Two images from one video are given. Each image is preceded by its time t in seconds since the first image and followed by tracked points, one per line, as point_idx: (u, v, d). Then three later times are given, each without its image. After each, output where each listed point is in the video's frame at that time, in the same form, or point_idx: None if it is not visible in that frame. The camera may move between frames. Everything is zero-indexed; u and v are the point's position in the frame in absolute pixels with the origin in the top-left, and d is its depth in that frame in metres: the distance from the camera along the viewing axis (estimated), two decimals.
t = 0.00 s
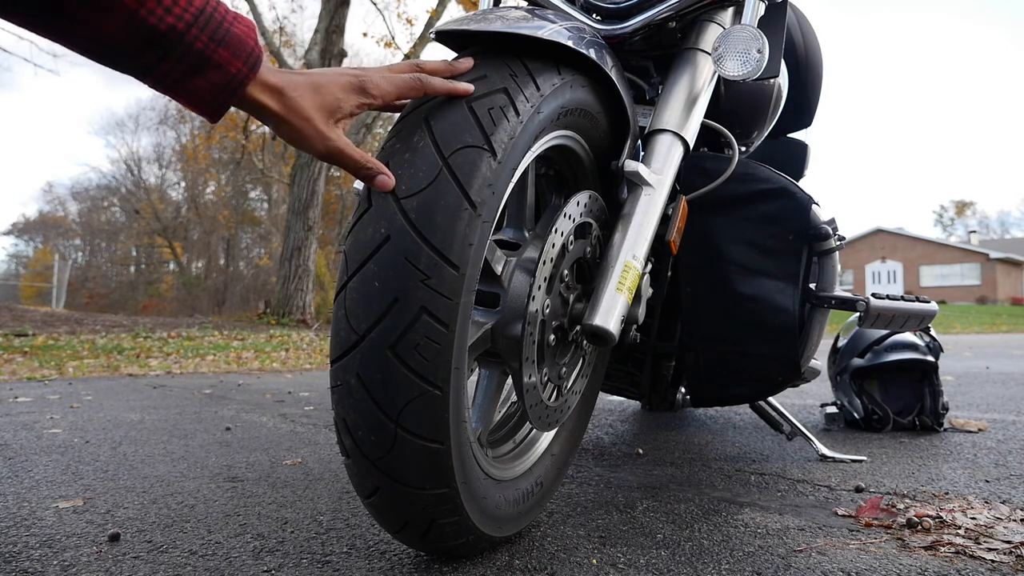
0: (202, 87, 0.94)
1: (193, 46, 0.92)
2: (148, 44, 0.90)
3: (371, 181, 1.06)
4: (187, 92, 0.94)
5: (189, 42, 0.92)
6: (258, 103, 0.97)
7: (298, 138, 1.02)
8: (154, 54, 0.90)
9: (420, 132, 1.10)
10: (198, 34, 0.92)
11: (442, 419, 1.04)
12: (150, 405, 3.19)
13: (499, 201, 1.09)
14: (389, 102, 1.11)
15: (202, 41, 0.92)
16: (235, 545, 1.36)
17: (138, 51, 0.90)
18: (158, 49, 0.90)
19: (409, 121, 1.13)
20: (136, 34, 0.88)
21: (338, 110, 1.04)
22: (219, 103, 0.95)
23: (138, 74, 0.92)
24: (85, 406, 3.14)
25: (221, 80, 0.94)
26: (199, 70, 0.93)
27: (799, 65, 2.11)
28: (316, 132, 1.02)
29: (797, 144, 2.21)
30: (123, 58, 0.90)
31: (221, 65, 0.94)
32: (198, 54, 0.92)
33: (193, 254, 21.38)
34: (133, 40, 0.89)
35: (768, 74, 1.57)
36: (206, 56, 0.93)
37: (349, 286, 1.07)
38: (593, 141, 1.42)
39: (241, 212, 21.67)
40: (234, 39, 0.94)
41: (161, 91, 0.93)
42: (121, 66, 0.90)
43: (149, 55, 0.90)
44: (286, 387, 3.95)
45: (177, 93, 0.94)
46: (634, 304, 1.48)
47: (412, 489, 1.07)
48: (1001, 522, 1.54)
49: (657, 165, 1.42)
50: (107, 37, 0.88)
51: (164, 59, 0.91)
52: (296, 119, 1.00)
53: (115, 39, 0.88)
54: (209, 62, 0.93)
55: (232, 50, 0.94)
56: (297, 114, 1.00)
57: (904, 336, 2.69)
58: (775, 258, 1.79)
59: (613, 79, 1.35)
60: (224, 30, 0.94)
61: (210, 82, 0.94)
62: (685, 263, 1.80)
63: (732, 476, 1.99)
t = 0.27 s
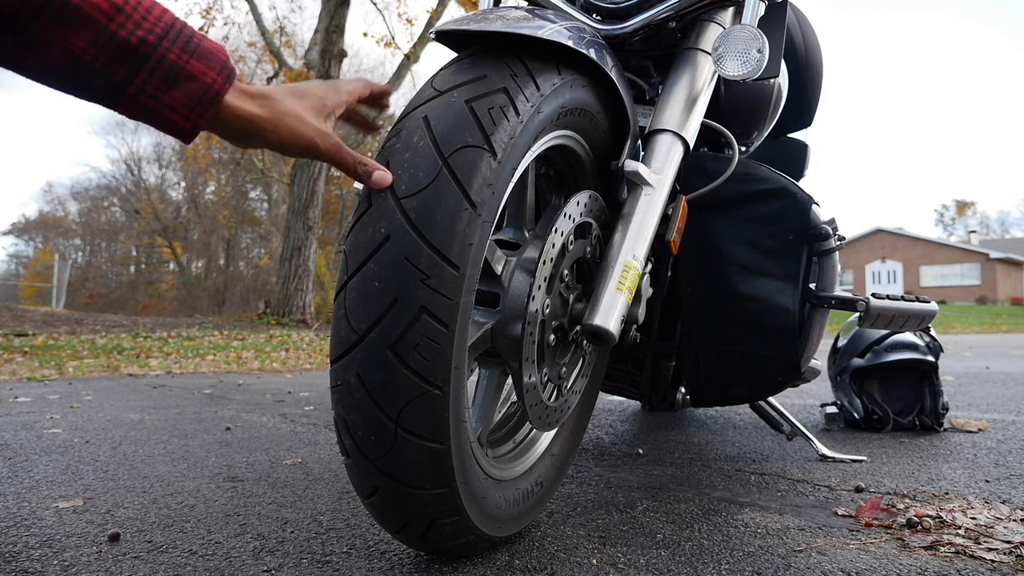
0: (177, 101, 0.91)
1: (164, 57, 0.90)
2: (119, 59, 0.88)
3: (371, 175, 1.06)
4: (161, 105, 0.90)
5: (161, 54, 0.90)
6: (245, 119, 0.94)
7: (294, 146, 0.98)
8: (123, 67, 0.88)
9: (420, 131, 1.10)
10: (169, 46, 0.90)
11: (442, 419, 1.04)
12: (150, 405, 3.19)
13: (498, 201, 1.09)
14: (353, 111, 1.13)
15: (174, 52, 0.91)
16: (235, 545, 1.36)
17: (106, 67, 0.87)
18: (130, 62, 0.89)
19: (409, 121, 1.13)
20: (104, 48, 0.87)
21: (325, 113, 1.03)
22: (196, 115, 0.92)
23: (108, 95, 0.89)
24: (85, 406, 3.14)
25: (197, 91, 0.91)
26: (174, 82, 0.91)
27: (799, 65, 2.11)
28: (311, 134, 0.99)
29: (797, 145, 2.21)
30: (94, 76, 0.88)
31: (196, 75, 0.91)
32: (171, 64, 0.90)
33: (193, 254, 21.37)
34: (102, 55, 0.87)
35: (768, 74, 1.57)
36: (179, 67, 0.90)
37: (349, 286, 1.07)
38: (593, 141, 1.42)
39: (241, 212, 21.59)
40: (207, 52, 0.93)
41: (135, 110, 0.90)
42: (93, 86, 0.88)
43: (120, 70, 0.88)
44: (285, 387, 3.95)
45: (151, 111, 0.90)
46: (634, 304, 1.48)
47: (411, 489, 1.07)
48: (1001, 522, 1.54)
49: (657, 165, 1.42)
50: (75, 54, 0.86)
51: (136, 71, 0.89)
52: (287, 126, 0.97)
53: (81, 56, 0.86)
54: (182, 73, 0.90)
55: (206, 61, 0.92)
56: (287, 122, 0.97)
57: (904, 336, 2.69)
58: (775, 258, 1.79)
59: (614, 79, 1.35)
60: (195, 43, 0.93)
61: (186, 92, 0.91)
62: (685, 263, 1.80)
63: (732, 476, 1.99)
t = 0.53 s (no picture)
0: (174, 117, 0.99)
1: (162, 74, 0.98)
2: (118, 78, 0.96)
3: (370, 181, 1.07)
4: (159, 122, 0.98)
5: (158, 71, 0.98)
6: (238, 121, 1.03)
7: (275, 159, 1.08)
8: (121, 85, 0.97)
9: (420, 132, 1.10)
10: (167, 64, 0.99)
11: (442, 420, 1.04)
12: (150, 405, 3.19)
13: (499, 201, 1.09)
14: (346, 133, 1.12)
15: (171, 70, 0.99)
16: (235, 545, 1.36)
17: (108, 85, 0.96)
18: (129, 79, 0.97)
19: (410, 122, 1.13)
20: (105, 69, 0.96)
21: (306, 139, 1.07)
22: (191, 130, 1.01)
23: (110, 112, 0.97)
24: (85, 405, 3.14)
25: (194, 107, 1.00)
26: (170, 98, 0.99)
27: (799, 65, 2.11)
28: (302, 130, 1.07)
29: (797, 145, 2.21)
30: (93, 94, 0.96)
31: (191, 92, 0.99)
32: (168, 81, 0.98)
33: (193, 254, 21.37)
34: (103, 74, 0.96)
35: (768, 74, 1.57)
36: (176, 83, 0.98)
37: (349, 286, 1.07)
38: (593, 141, 1.42)
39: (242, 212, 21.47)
40: (202, 67, 1.00)
41: (132, 127, 0.98)
42: (91, 104, 0.97)
43: (118, 87, 0.97)
44: (285, 387, 3.95)
45: (147, 127, 0.99)
46: (634, 304, 1.48)
47: (411, 489, 1.07)
48: (1001, 522, 1.54)
49: (657, 165, 1.42)
50: (74, 73, 0.94)
51: (135, 88, 0.97)
52: (276, 127, 1.05)
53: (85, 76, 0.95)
54: (179, 89, 0.99)
55: (199, 77, 1.00)
56: (276, 122, 1.05)
57: (904, 336, 2.69)
58: (775, 258, 1.79)
59: (614, 79, 1.35)
60: (193, 59, 1.00)
61: (183, 108, 0.99)
62: (685, 263, 1.80)
63: (732, 476, 1.99)
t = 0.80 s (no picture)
0: (200, 86, 0.94)
1: (187, 43, 0.93)
2: (143, 47, 0.91)
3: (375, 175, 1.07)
4: (186, 91, 0.93)
5: (183, 40, 0.93)
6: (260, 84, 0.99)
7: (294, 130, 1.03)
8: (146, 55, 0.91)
9: (420, 132, 1.10)
10: (190, 32, 0.93)
11: (441, 420, 1.04)
12: (150, 405, 3.19)
13: (499, 201, 1.09)
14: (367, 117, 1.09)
15: (194, 39, 0.93)
16: (235, 545, 1.36)
17: (133, 55, 0.90)
18: (154, 49, 0.91)
19: (410, 122, 1.13)
20: (129, 38, 0.90)
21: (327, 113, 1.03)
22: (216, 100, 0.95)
23: (136, 84, 0.92)
24: (85, 405, 3.15)
25: (219, 75, 0.95)
26: (195, 67, 0.93)
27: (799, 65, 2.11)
28: (325, 100, 1.02)
29: (797, 145, 2.21)
30: (118, 65, 0.90)
31: (216, 60, 0.94)
32: (193, 49, 0.93)
33: (194, 254, 21.38)
34: (128, 44, 0.90)
35: (768, 74, 1.57)
36: (200, 51, 0.93)
37: (349, 286, 1.07)
38: (593, 141, 1.42)
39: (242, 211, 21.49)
40: (226, 35, 0.95)
41: (157, 97, 0.93)
42: (118, 75, 0.91)
43: (143, 58, 0.91)
44: (285, 387, 3.95)
45: (174, 97, 0.93)
46: (634, 304, 1.48)
47: (411, 489, 1.07)
48: (1001, 522, 1.54)
49: (657, 165, 1.42)
50: (100, 45, 0.89)
51: (160, 58, 0.92)
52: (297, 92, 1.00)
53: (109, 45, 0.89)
54: (205, 57, 0.93)
55: (224, 44, 0.95)
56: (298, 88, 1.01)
57: (904, 336, 2.69)
58: (775, 258, 1.79)
59: (614, 79, 1.35)
60: (215, 27, 0.95)
61: (209, 77, 0.94)
62: (685, 263, 1.80)
63: (732, 476, 1.99)
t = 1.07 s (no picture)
0: (197, 91, 0.94)
1: (185, 48, 0.93)
2: (141, 51, 0.91)
3: (375, 176, 1.07)
4: (182, 96, 0.94)
5: (182, 44, 0.93)
6: (257, 93, 0.99)
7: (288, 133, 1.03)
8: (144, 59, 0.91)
9: (420, 132, 1.10)
10: (189, 36, 0.93)
11: (441, 419, 1.04)
12: (150, 405, 3.19)
13: (499, 201, 1.09)
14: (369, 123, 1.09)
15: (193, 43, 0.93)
16: (235, 545, 1.36)
17: (131, 59, 0.90)
18: (153, 54, 0.91)
19: (410, 122, 1.13)
20: (128, 42, 0.90)
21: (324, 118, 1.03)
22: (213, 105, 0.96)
23: (133, 86, 0.92)
24: (85, 405, 3.15)
25: (217, 82, 0.95)
26: (193, 72, 0.94)
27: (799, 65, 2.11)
28: (320, 106, 1.02)
29: (797, 144, 2.21)
30: (116, 67, 0.90)
31: (215, 66, 0.94)
32: (191, 55, 0.93)
33: (194, 254, 21.38)
34: (126, 48, 0.90)
35: (768, 74, 1.57)
36: (199, 57, 0.93)
37: (349, 286, 1.07)
38: (593, 141, 1.42)
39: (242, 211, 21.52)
40: (225, 40, 0.95)
41: (154, 101, 0.94)
42: (116, 78, 0.91)
43: (141, 63, 0.91)
44: (285, 387, 3.95)
45: (171, 101, 0.94)
46: (634, 304, 1.48)
47: (412, 489, 1.07)
48: (1001, 522, 1.53)
49: (657, 165, 1.42)
50: (98, 48, 0.89)
51: (157, 63, 0.92)
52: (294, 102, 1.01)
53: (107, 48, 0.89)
54: (203, 63, 0.94)
55: (222, 50, 0.95)
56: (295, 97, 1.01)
57: (904, 336, 2.69)
58: (775, 258, 1.79)
59: (614, 79, 1.35)
60: (215, 31, 0.95)
61: (206, 83, 0.94)
62: (685, 263, 1.80)
63: (732, 476, 1.99)
